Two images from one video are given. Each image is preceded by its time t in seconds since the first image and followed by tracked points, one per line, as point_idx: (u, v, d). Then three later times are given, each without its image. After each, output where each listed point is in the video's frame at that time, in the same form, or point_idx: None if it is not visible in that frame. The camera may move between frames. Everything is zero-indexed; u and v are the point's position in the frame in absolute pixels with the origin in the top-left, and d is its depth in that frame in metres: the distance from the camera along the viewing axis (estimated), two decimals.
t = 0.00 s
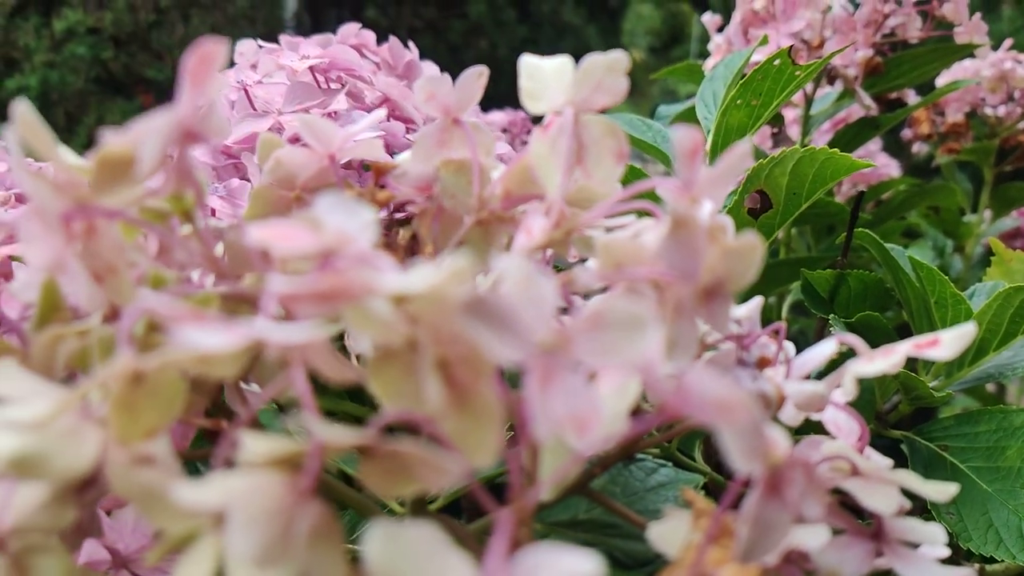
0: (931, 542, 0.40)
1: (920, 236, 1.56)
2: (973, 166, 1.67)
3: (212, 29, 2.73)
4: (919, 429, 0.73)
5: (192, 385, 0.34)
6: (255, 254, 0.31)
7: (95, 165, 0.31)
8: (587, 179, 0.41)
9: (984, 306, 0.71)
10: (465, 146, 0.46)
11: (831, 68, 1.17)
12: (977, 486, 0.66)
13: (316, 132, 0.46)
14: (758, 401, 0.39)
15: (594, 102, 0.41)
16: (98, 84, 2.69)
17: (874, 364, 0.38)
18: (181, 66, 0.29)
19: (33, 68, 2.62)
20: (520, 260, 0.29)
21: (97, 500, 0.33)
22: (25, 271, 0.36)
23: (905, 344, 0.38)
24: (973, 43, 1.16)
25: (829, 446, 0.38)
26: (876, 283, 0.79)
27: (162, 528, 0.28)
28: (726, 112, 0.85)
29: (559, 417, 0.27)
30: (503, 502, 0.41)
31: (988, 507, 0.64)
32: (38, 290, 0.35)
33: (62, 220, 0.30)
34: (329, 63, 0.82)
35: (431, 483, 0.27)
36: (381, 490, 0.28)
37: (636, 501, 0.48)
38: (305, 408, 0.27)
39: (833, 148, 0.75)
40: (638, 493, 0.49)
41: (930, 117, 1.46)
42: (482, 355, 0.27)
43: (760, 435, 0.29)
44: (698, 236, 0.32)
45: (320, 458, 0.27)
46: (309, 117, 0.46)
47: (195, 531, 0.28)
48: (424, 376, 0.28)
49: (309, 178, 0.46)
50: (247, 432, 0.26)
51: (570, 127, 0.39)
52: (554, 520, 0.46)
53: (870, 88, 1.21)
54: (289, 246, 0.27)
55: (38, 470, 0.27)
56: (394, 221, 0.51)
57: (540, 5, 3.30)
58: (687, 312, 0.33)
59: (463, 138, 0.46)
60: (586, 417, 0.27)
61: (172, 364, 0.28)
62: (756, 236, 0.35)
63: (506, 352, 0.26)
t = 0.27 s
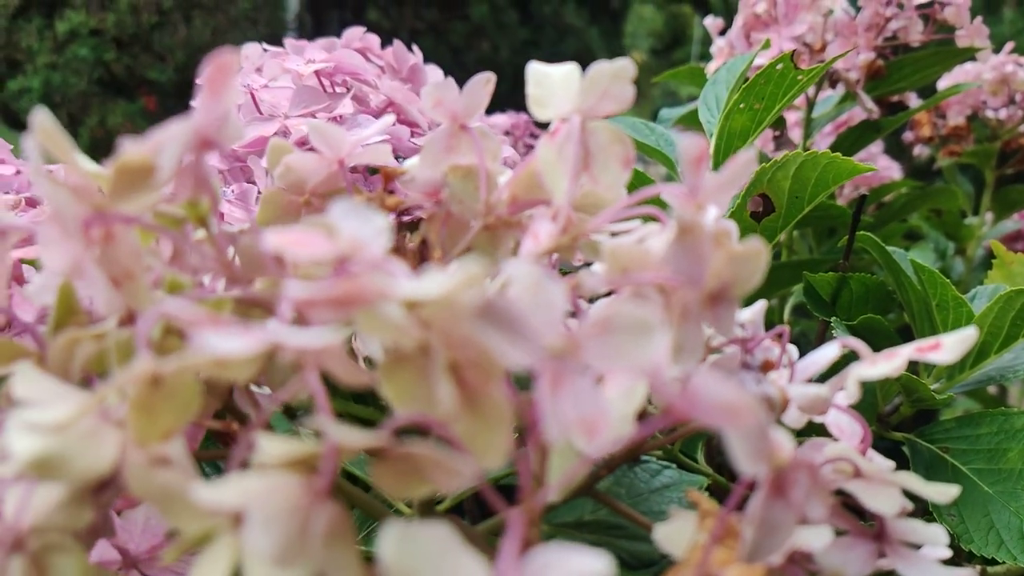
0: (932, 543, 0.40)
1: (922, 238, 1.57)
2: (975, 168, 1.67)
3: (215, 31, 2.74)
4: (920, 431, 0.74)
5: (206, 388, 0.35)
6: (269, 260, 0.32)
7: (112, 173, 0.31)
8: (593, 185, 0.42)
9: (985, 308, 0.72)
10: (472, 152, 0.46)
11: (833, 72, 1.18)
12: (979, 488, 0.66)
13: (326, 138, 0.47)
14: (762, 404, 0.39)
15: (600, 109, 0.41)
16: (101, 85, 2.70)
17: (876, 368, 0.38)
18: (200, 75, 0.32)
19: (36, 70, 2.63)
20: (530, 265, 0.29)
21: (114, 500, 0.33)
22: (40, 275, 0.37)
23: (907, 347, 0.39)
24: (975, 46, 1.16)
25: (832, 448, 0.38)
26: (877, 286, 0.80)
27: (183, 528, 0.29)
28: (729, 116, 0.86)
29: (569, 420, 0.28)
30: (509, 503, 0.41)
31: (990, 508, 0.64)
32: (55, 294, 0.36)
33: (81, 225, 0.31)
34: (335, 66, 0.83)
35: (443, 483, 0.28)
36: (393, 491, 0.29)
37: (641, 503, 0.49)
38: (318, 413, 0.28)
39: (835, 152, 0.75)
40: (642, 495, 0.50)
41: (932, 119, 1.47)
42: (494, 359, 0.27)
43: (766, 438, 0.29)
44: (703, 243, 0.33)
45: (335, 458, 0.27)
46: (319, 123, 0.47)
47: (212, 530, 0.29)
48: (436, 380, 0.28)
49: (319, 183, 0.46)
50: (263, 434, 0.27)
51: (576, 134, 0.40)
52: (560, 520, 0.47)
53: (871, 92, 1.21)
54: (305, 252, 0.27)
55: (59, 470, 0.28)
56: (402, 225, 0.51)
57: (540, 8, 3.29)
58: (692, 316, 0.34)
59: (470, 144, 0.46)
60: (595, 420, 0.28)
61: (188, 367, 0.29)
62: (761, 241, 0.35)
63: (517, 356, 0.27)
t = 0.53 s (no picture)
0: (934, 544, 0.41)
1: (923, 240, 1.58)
2: (976, 171, 1.68)
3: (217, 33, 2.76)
4: (922, 433, 0.74)
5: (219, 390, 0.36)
6: (283, 264, 0.33)
7: (130, 179, 0.32)
8: (599, 190, 0.43)
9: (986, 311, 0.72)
10: (479, 157, 0.47)
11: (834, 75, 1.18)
12: (980, 490, 0.67)
13: (336, 143, 0.47)
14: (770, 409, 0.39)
15: (607, 115, 0.42)
16: (103, 87, 2.71)
17: (879, 370, 0.39)
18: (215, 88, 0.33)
19: (39, 72, 2.66)
20: (540, 270, 0.30)
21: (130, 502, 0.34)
22: (55, 279, 0.37)
23: (909, 351, 0.39)
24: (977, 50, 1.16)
25: (835, 450, 0.39)
26: (879, 289, 0.80)
27: (199, 527, 0.30)
28: (731, 120, 0.87)
29: (580, 423, 0.28)
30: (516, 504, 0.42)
31: (991, 510, 0.65)
32: (71, 298, 0.36)
33: (100, 231, 0.31)
34: (341, 70, 0.83)
35: (455, 482, 0.29)
36: (405, 491, 0.30)
37: (645, 504, 0.50)
38: (332, 415, 0.28)
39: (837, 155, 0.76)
40: (647, 496, 0.51)
41: (933, 122, 1.47)
42: (506, 362, 0.28)
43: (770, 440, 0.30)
44: (709, 248, 0.34)
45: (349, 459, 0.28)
46: (329, 128, 0.47)
47: (228, 531, 0.29)
48: (448, 382, 0.29)
49: (328, 187, 0.47)
50: (276, 435, 0.28)
51: (582, 139, 0.40)
52: (567, 520, 0.48)
53: (873, 95, 1.21)
54: (321, 258, 0.28)
55: (78, 471, 0.28)
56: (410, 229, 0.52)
57: (542, 9, 3.22)
58: (698, 320, 0.34)
59: (477, 149, 0.47)
60: (606, 423, 0.28)
61: (206, 370, 0.30)
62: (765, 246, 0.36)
63: (528, 359, 0.28)
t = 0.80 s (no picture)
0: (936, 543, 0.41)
1: (923, 242, 1.58)
2: (976, 172, 1.68)
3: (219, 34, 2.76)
4: (923, 434, 0.75)
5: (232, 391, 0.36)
6: (296, 267, 0.33)
7: (146, 183, 0.33)
8: (606, 193, 0.43)
9: (987, 313, 0.73)
10: (486, 161, 0.47)
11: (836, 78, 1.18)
12: (981, 491, 0.67)
13: (344, 147, 0.48)
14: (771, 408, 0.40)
15: (613, 120, 0.43)
16: (105, 88, 2.72)
17: (881, 372, 0.39)
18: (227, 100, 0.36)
19: (40, 73, 2.65)
20: (549, 273, 0.30)
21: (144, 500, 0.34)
22: (71, 281, 0.38)
23: (910, 352, 0.40)
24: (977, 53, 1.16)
25: (837, 450, 0.40)
26: (880, 290, 0.81)
27: (216, 524, 0.31)
28: (733, 122, 0.87)
29: (589, 423, 0.28)
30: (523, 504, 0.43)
31: (992, 511, 0.66)
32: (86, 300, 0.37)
33: (118, 235, 0.32)
34: (346, 73, 0.84)
35: (467, 481, 0.30)
36: (416, 489, 0.31)
37: (650, 504, 0.51)
38: (346, 413, 0.29)
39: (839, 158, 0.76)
40: (651, 496, 0.51)
41: (934, 124, 1.48)
42: (516, 364, 0.29)
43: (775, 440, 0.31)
44: (715, 252, 0.34)
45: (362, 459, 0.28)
46: (338, 133, 0.48)
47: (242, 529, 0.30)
48: (459, 384, 0.29)
49: (337, 191, 0.48)
50: (291, 435, 0.28)
51: (589, 145, 0.41)
52: (572, 520, 0.49)
53: (874, 97, 1.22)
54: (336, 261, 0.29)
55: (97, 470, 0.29)
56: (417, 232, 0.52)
57: (542, 9, 3.22)
58: (704, 322, 0.35)
59: (484, 152, 0.48)
60: (614, 423, 0.29)
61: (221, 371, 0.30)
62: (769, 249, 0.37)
63: (538, 361, 0.28)
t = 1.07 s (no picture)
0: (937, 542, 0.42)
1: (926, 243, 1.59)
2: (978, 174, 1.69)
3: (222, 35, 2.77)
4: (925, 434, 0.75)
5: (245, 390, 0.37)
6: (309, 268, 0.34)
7: (161, 187, 0.34)
8: (611, 196, 0.44)
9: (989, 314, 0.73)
10: (493, 164, 0.48)
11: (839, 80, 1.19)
12: (982, 492, 0.68)
13: (353, 149, 0.48)
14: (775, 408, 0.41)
15: (618, 124, 0.43)
16: (107, 88, 2.73)
17: (884, 372, 0.40)
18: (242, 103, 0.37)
19: (44, 73, 2.66)
20: (557, 276, 0.31)
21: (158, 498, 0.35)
22: (84, 282, 0.38)
23: (912, 353, 0.40)
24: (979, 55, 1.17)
25: (841, 450, 0.40)
26: (882, 292, 0.81)
27: (229, 521, 0.31)
28: (736, 124, 0.88)
29: (598, 422, 0.29)
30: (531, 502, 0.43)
31: (993, 511, 0.66)
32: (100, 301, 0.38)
33: (135, 237, 0.33)
34: (351, 76, 0.84)
35: (478, 479, 0.30)
36: (427, 488, 0.31)
37: (654, 503, 0.51)
38: (360, 413, 0.29)
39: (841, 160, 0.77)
40: (655, 495, 0.52)
41: (936, 126, 1.48)
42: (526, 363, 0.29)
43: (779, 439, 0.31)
44: (720, 254, 0.35)
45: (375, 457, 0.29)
46: (348, 135, 0.48)
47: (256, 526, 0.31)
48: (469, 383, 0.30)
49: (345, 193, 0.48)
50: (305, 432, 0.29)
51: (595, 148, 0.42)
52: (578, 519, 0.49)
53: (875, 99, 1.22)
54: (349, 264, 0.29)
55: (116, 466, 0.30)
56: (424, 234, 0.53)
57: (545, 10, 3.22)
58: (709, 323, 0.35)
59: (491, 156, 0.48)
60: (622, 421, 0.29)
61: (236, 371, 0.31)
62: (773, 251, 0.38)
63: (548, 361, 0.29)
